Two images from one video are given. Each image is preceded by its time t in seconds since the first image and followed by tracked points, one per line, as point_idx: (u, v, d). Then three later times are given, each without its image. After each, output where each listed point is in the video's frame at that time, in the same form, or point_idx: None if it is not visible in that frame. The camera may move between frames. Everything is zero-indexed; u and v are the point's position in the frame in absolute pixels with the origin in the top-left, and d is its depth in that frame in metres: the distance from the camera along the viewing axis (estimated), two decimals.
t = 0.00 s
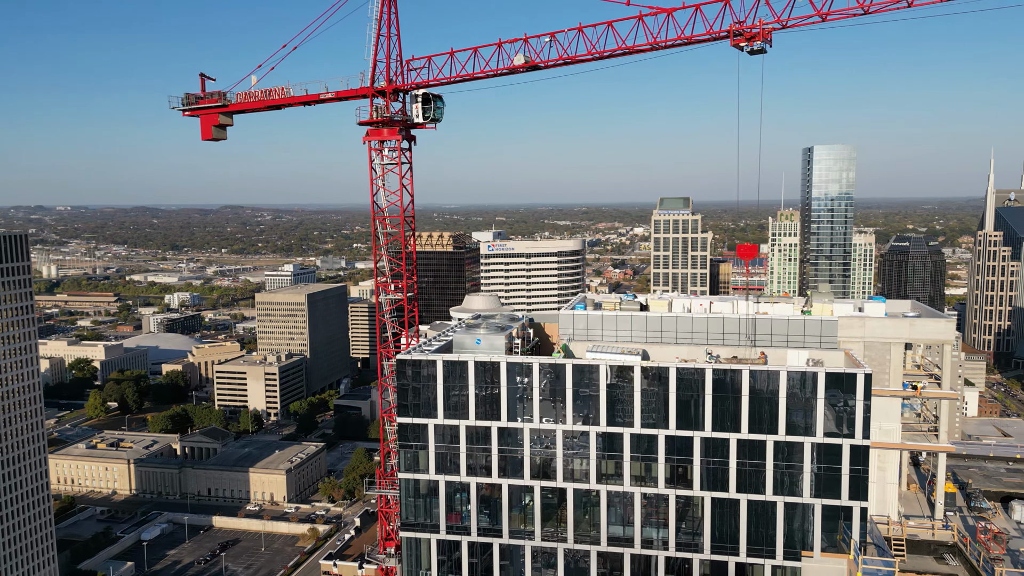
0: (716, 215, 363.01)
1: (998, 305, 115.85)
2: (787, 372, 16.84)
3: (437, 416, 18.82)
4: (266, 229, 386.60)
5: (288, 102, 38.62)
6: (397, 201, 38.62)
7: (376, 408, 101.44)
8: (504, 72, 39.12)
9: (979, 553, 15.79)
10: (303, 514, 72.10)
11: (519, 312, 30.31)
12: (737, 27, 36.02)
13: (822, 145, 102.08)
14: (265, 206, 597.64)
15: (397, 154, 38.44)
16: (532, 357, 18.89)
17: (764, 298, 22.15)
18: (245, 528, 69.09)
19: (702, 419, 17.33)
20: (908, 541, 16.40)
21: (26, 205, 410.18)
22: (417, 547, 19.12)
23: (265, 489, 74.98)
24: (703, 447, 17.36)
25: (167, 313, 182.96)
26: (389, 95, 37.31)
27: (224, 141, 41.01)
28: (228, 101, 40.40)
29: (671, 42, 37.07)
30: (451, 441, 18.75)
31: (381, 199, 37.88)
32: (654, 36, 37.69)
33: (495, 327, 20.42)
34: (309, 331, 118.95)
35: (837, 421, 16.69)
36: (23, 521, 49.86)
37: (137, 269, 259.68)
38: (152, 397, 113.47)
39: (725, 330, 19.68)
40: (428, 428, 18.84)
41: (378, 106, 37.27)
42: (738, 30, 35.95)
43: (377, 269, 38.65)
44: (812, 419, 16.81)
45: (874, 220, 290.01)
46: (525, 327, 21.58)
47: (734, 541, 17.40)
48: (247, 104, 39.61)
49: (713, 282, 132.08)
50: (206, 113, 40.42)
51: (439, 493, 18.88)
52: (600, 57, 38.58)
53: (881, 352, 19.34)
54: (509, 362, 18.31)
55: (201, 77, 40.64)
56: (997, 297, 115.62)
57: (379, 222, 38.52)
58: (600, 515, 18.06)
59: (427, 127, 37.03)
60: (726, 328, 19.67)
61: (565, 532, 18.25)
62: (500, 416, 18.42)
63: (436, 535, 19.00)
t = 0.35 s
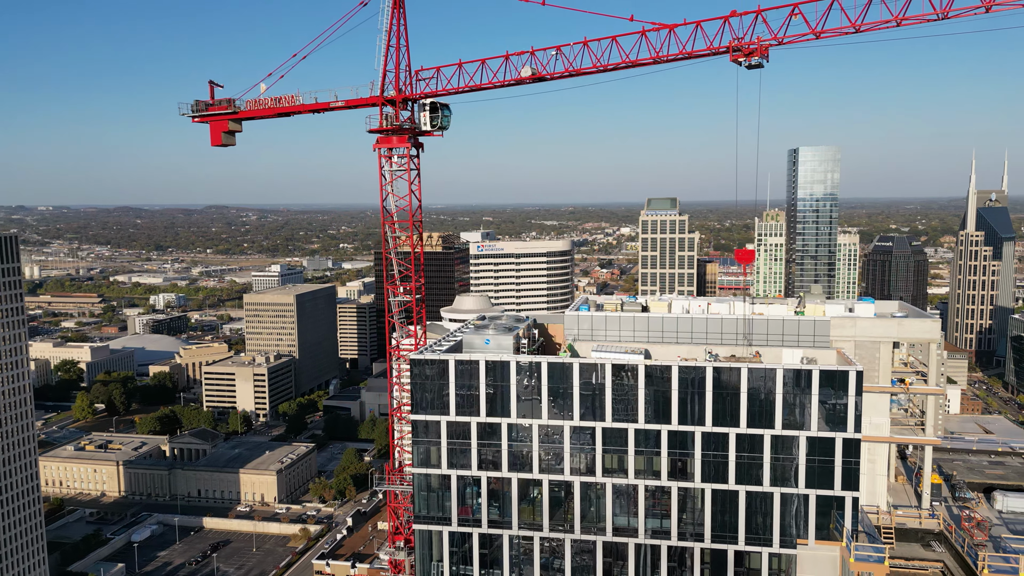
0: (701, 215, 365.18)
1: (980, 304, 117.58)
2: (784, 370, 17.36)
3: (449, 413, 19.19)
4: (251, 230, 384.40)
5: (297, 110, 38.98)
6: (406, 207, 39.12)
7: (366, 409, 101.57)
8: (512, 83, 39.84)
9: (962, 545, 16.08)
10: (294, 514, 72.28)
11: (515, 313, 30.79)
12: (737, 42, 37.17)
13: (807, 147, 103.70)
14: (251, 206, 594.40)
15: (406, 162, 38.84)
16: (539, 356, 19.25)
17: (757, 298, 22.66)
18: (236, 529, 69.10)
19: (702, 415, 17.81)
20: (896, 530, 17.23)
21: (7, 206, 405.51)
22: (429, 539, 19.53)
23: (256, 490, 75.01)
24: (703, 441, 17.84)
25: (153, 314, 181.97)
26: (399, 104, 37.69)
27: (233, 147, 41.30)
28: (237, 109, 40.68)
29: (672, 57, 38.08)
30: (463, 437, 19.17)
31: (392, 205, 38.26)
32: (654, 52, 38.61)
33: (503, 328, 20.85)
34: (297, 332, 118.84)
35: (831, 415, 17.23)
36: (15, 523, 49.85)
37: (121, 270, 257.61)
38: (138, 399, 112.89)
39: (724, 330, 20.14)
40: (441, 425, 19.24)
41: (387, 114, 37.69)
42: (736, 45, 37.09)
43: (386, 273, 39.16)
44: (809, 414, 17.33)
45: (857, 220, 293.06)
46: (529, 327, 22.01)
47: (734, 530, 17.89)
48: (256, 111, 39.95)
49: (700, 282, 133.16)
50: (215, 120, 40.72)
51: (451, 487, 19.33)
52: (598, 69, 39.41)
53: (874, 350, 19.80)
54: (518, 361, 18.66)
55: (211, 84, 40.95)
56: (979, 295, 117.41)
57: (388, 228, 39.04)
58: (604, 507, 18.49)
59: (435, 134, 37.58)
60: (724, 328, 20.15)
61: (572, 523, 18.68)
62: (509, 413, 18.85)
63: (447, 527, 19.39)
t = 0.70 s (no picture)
0: (688, 215, 367.05)
1: (963, 304, 119.33)
2: (781, 368, 17.84)
3: (460, 411, 19.56)
4: (238, 230, 382.26)
5: (306, 118, 39.25)
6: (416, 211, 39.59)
7: (356, 409, 101.71)
8: (518, 93, 40.28)
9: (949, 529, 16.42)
10: (286, 514, 72.47)
11: (514, 314, 31.33)
12: (736, 57, 37.65)
13: (794, 148, 104.88)
14: (237, 206, 590.96)
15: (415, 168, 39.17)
16: (546, 356, 19.67)
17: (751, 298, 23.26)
18: (228, 529, 69.15)
19: (702, 411, 18.29)
20: (887, 520, 17.81)
21: None
22: (441, 531, 19.96)
23: (247, 490, 75.05)
24: (706, 436, 18.31)
25: (139, 315, 180.95)
26: (407, 112, 37.97)
27: (242, 153, 41.47)
28: (248, 115, 40.94)
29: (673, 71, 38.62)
30: (474, 434, 19.51)
31: (401, 209, 38.61)
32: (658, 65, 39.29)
33: (510, 328, 21.41)
34: (287, 333, 118.61)
35: (825, 410, 17.73)
36: (8, 524, 49.82)
37: (106, 270, 255.62)
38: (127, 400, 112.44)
39: (722, 330, 20.73)
40: (453, 422, 19.59)
41: (396, 122, 38.07)
42: (736, 60, 37.61)
43: (396, 275, 39.57)
44: (805, 409, 17.81)
45: (842, 220, 295.70)
46: (537, 327, 22.51)
47: (734, 521, 18.37)
48: (266, 119, 40.21)
49: (688, 282, 134.13)
50: (225, 127, 40.95)
51: (462, 482, 19.69)
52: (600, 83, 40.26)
53: (866, 349, 20.50)
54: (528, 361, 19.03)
55: (219, 92, 41.23)
56: (962, 294, 119.22)
57: (398, 230, 39.51)
58: (610, 501, 18.91)
59: (443, 142, 37.82)
60: (723, 328, 20.73)
61: (579, 515, 19.11)
62: (519, 410, 19.22)
63: (459, 520, 19.79)
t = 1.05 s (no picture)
0: (676, 215, 368.79)
1: (946, 303, 121.05)
2: (778, 366, 18.38)
3: (471, 409, 19.99)
4: (225, 230, 380.29)
5: (316, 125, 39.57)
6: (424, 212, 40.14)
7: (347, 410, 101.92)
8: (524, 103, 40.70)
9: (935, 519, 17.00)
10: (278, 515, 72.60)
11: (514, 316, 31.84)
12: (735, 70, 38.18)
13: (781, 149, 105.95)
14: (224, 206, 587.74)
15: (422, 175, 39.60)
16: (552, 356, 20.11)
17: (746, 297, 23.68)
18: (220, 530, 69.26)
19: (702, 407, 18.83)
20: (878, 511, 18.31)
21: None
22: (452, 524, 20.40)
23: (239, 491, 75.14)
24: (706, 431, 18.84)
25: (126, 315, 179.92)
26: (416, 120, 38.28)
27: (251, 158, 41.65)
28: (257, 121, 41.21)
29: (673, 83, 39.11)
30: (483, 430, 19.97)
31: (410, 214, 39.06)
32: (659, 77, 39.75)
33: (517, 329, 21.86)
34: (277, 334, 118.36)
35: (820, 407, 18.29)
36: None
37: (91, 271, 253.67)
38: (116, 401, 111.98)
39: (721, 331, 21.21)
40: (463, 419, 20.03)
41: (405, 129, 38.35)
42: (735, 73, 38.08)
43: (405, 278, 40.00)
44: (801, 405, 18.37)
45: (828, 220, 298.20)
46: (541, 328, 22.92)
47: (733, 512, 18.92)
48: (276, 125, 40.47)
49: (676, 282, 135.03)
50: (235, 132, 41.17)
51: (472, 476, 20.15)
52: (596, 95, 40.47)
53: (859, 348, 21.07)
54: (536, 361, 19.48)
55: (229, 97, 41.54)
56: (946, 294, 120.89)
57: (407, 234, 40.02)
58: (615, 494, 19.40)
59: (449, 149, 38.27)
60: (722, 329, 21.16)
61: (584, 508, 19.60)
62: (528, 407, 19.66)
63: (469, 513, 20.24)
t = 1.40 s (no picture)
0: (663, 216, 370.54)
1: (929, 302, 122.74)
2: (773, 365, 18.97)
3: (480, 405, 20.49)
4: (210, 230, 378.02)
5: (323, 132, 39.80)
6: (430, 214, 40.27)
7: (337, 410, 102.03)
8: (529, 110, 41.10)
9: (922, 509, 17.54)
10: (269, 515, 72.66)
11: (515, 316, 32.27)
12: (731, 81, 38.82)
13: (768, 150, 107.07)
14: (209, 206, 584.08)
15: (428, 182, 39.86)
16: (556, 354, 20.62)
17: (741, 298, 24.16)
18: (211, 530, 69.27)
19: (700, 403, 19.36)
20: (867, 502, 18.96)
21: None
22: (461, 517, 20.86)
23: (230, 491, 75.12)
24: (705, 426, 19.39)
25: (112, 317, 178.56)
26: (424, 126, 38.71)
27: (259, 163, 41.87)
28: (264, 127, 41.41)
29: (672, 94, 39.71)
30: (490, 426, 20.48)
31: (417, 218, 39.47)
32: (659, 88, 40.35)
33: (523, 329, 22.41)
34: (266, 335, 118.11)
35: (813, 403, 18.89)
36: None
37: (75, 271, 251.46)
38: (103, 403, 111.37)
39: (719, 330, 21.79)
40: (472, 415, 20.52)
41: (413, 136, 38.77)
42: (733, 84, 38.75)
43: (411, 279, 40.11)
44: (795, 401, 18.96)
45: (813, 220, 300.82)
46: (544, 329, 23.40)
47: (731, 503, 19.47)
48: (284, 131, 40.69)
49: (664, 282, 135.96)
50: (242, 138, 41.36)
51: (480, 471, 20.63)
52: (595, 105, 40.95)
53: (849, 346, 21.78)
54: (542, 359, 20.01)
55: (237, 103, 41.70)
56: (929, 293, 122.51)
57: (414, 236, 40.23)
58: (617, 487, 19.92)
59: (455, 156, 38.58)
60: (719, 327, 21.76)
61: (589, 501, 20.09)
62: (535, 404, 20.13)
63: (478, 507, 20.68)
